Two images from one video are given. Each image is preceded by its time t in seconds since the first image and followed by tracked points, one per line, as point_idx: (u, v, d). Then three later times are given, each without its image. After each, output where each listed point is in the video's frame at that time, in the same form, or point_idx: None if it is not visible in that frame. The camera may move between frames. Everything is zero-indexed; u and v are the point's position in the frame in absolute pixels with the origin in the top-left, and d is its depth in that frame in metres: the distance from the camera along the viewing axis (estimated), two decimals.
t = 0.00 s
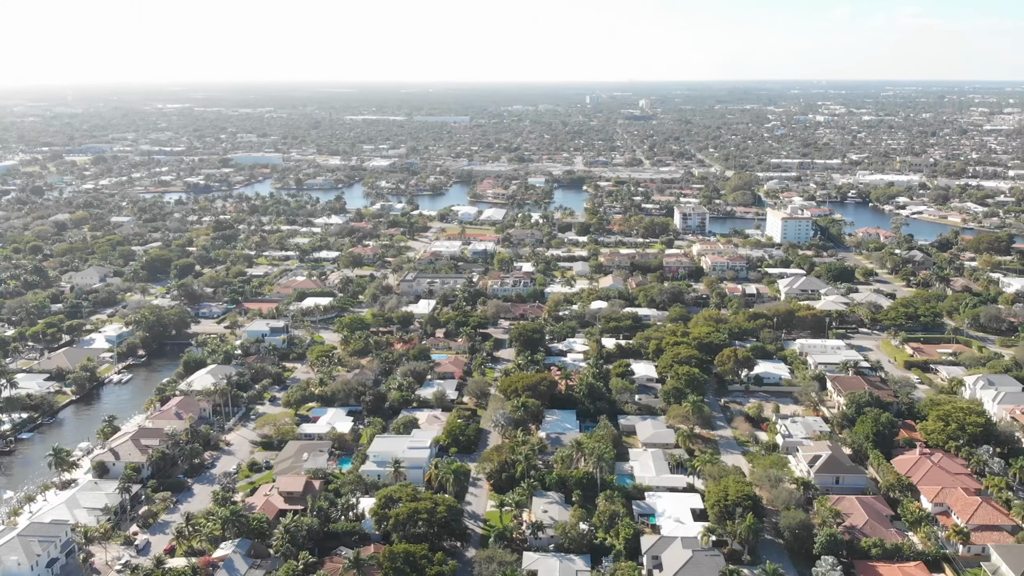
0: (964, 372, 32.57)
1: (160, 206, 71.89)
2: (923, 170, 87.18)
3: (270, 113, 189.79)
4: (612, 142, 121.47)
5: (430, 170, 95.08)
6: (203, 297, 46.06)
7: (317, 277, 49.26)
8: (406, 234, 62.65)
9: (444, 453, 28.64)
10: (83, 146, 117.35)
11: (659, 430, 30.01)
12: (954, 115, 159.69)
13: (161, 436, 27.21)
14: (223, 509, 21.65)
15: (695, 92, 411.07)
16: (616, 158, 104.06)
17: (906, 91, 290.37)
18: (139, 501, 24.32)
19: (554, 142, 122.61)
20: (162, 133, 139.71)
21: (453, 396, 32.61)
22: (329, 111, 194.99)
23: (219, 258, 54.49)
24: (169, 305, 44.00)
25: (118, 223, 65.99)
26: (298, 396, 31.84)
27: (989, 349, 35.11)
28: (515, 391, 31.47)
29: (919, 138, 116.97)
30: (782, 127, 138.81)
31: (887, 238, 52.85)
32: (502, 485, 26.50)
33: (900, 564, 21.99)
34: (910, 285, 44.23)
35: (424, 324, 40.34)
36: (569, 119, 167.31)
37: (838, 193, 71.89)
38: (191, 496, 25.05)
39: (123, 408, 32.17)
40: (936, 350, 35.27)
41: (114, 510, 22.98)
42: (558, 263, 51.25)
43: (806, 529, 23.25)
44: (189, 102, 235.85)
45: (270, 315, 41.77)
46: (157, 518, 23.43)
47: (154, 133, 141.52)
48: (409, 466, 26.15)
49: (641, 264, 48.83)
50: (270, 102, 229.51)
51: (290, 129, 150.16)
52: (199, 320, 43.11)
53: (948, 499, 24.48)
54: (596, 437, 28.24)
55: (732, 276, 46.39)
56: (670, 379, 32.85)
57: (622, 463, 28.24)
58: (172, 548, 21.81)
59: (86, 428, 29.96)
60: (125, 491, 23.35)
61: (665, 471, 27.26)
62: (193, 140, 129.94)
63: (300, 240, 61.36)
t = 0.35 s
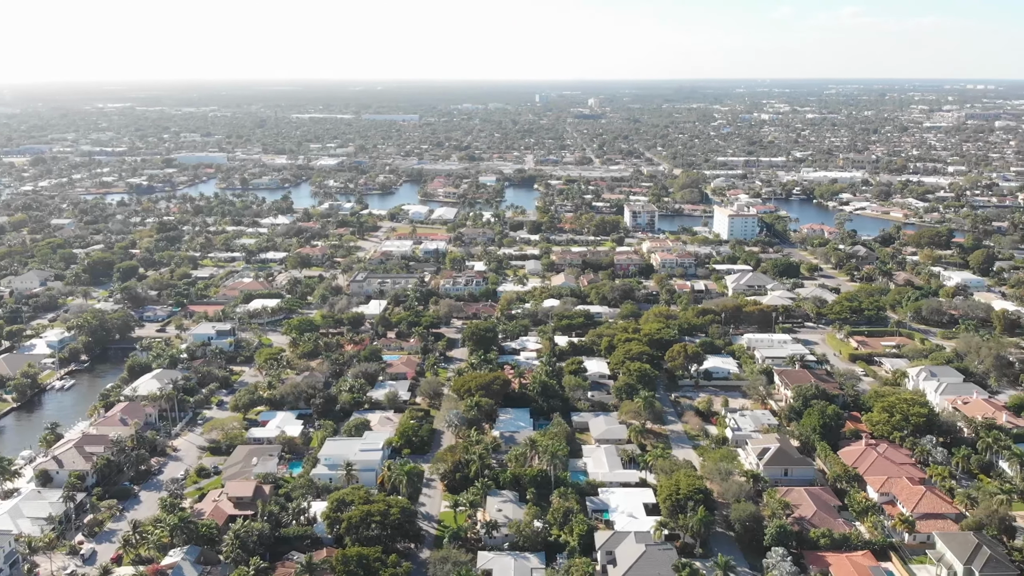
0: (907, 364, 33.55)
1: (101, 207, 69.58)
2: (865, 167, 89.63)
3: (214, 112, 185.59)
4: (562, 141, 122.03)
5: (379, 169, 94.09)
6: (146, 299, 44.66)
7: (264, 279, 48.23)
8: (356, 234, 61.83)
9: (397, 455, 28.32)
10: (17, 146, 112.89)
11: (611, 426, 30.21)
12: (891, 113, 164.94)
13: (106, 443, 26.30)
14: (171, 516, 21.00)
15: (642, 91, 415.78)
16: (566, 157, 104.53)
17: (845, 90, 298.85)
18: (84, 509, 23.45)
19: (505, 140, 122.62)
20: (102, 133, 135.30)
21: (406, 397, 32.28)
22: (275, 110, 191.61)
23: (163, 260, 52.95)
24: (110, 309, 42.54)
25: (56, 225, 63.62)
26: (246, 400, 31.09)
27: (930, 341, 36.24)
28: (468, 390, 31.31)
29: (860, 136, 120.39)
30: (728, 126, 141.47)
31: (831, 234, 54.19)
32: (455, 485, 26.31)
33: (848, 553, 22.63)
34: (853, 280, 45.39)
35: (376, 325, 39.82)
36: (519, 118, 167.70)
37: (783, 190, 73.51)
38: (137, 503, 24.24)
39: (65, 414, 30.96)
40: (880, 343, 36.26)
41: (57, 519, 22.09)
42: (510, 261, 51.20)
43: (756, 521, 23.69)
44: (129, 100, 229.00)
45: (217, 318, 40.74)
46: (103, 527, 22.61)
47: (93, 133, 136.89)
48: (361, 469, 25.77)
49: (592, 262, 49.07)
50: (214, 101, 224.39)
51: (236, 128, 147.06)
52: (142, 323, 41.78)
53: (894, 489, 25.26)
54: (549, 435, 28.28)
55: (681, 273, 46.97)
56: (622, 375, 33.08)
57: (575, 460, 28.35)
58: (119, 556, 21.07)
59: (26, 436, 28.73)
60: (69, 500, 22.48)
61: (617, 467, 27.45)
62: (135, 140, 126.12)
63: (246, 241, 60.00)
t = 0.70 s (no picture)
0: (853, 358, 34.47)
1: (40, 211, 67.19)
2: (810, 165, 91.83)
3: (157, 112, 180.97)
4: (513, 141, 122.23)
5: (328, 170, 92.87)
6: (89, 305, 43.23)
7: (211, 282, 47.12)
8: (305, 236, 60.88)
9: (350, 458, 27.96)
10: None
11: (566, 425, 30.34)
12: (833, 113, 169.59)
13: (50, 452, 25.43)
14: (119, 525, 20.35)
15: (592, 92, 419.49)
16: (517, 157, 104.73)
17: (789, 91, 305.98)
18: (28, 521, 22.59)
19: (456, 140, 122.27)
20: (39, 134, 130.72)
21: (358, 401, 31.87)
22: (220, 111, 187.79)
23: (106, 264, 51.38)
24: (52, 315, 41.08)
25: None
26: (194, 406, 30.32)
27: (875, 335, 37.29)
28: (422, 392, 31.10)
29: (804, 135, 123.44)
30: (676, 126, 143.61)
31: (778, 232, 55.36)
32: (410, 488, 26.09)
33: (799, 545, 23.21)
34: (800, 277, 46.45)
35: (327, 328, 39.23)
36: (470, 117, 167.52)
37: (731, 189, 74.94)
38: (84, 513, 23.45)
39: (5, 424, 29.77)
40: (827, 338, 37.16)
41: None
42: (462, 262, 51.01)
43: (709, 516, 24.09)
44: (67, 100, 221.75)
45: (163, 323, 39.65)
46: (48, 538, 21.82)
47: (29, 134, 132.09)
48: (314, 473, 25.37)
49: (545, 262, 49.17)
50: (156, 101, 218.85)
51: (180, 129, 143.62)
52: (85, 329, 40.41)
53: (842, 481, 25.99)
54: (504, 435, 28.27)
55: (632, 272, 47.42)
56: (575, 374, 33.25)
57: (530, 460, 28.41)
58: (65, 568, 20.35)
59: None
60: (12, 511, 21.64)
61: (572, 465, 27.59)
62: (74, 141, 122.09)
63: (192, 244, 58.55)
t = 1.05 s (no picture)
0: (801, 353, 35.25)
1: None
2: (757, 164, 93.74)
3: (98, 113, 175.70)
4: (464, 141, 122.11)
5: (276, 171, 91.34)
6: (29, 311, 41.69)
7: (157, 286, 45.88)
8: (253, 238, 59.76)
9: (302, 464, 27.53)
10: None
11: (520, 425, 30.39)
12: (778, 113, 173.44)
13: None
14: (64, 536, 19.66)
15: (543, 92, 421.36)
16: (469, 157, 104.57)
17: (736, 91, 311.85)
18: None
19: (405, 141, 121.59)
20: None
21: (310, 405, 31.39)
22: (164, 111, 183.32)
23: (47, 269, 49.62)
24: None
25: None
26: (141, 413, 29.48)
27: (822, 331, 38.18)
28: (375, 395, 30.81)
29: (750, 135, 125.92)
30: (626, 126, 145.11)
31: (726, 230, 56.36)
32: (363, 492, 25.82)
33: (751, 539, 23.73)
34: (749, 274, 47.32)
35: (276, 332, 38.54)
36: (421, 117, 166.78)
37: (680, 189, 76.05)
38: (26, 525, 22.61)
39: None
40: (775, 334, 37.93)
41: None
42: (415, 263, 50.65)
43: (662, 512, 24.44)
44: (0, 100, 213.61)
45: (107, 328, 38.45)
46: None
47: None
48: (265, 480, 24.91)
49: (498, 262, 49.17)
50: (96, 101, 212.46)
51: (122, 130, 139.60)
52: (25, 336, 38.96)
53: (793, 475, 26.65)
54: (458, 436, 28.18)
55: (585, 271, 47.71)
56: (530, 374, 33.30)
57: (485, 461, 28.40)
58: None
59: None
60: None
61: (527, 465, 27.64)
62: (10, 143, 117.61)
63: (136, 248, 56.95)
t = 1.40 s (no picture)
0: (750, 349, 35.91)
1: None
2: (704, 164, 95.36)
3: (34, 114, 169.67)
4: (413, 141, 121.47)
5: (222, 172, 89.46)
6: None
7: (99, 291, 44.48)
8: (199, 241, 58.38)
9: (252, 470, 26.99)
10: None
11: (474, 426, 30.33)
12: (725, 113, 176.67)
13: None
14: (6, 549, 18.91)
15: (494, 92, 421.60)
16: (419, 158, 104.02)
17: (684, 90, 316.63)
18: None
19: (354, 141, 120.44)
20: None
21: (260, 410, 30.78)
22: (104, 112, 178.03)
23: None
24: None
25: None
26: (85, 421, 28.55)
27: (769, 327, 38.95)
28: (326, 399, 30.38)
29: (698, 135, 127.97)
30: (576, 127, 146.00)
31: (675, 229, 57.16)
32: (315, 497, 25.44)
33: (703, 534, 24.11)
34: (698, 272, 48.02)
35: (224, 336, 37.70)
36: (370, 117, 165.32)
37: (630, 189, 76.87)
38: None
39: None
40: (724, 331, 38.55)
41: None
42: (365, 264, 50.10)
43: (616, 509, 24.66)
44: None
45: (47, 335, 37.12)
46: None
47: None
48: (213, 487, 24.33)
49: (450, 263, 48.96)
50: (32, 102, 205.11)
51: (60, 131, 135.04)
52: None
53: (743, 469, 27.20)
54: (411, 439, 27.98)
55: (537, 271, 47.82)
56: (483, 374, 33.24)
57: (439, 463, 28.26)
58: None
59: None
60: None
61: (481, 466, 27.60)
62: None
63: (77, 252, 55.14)
